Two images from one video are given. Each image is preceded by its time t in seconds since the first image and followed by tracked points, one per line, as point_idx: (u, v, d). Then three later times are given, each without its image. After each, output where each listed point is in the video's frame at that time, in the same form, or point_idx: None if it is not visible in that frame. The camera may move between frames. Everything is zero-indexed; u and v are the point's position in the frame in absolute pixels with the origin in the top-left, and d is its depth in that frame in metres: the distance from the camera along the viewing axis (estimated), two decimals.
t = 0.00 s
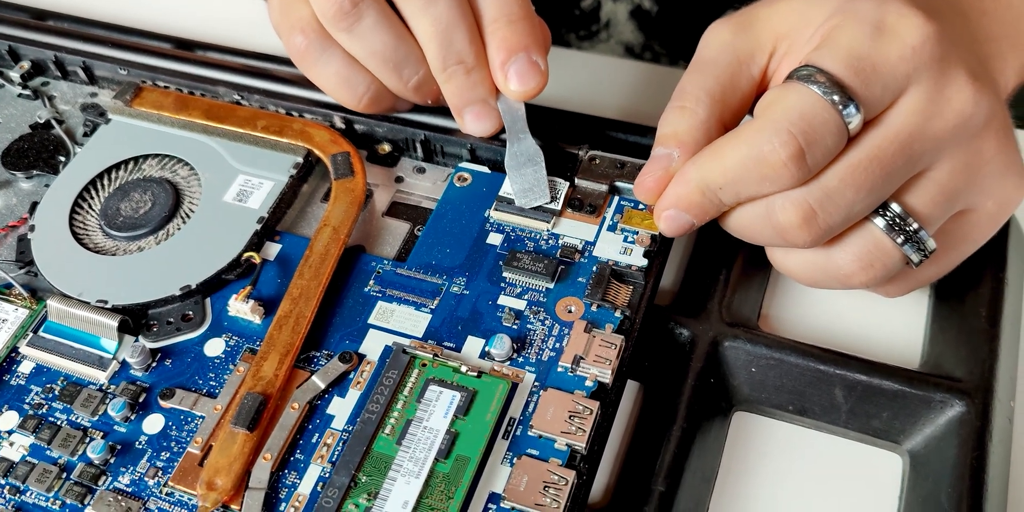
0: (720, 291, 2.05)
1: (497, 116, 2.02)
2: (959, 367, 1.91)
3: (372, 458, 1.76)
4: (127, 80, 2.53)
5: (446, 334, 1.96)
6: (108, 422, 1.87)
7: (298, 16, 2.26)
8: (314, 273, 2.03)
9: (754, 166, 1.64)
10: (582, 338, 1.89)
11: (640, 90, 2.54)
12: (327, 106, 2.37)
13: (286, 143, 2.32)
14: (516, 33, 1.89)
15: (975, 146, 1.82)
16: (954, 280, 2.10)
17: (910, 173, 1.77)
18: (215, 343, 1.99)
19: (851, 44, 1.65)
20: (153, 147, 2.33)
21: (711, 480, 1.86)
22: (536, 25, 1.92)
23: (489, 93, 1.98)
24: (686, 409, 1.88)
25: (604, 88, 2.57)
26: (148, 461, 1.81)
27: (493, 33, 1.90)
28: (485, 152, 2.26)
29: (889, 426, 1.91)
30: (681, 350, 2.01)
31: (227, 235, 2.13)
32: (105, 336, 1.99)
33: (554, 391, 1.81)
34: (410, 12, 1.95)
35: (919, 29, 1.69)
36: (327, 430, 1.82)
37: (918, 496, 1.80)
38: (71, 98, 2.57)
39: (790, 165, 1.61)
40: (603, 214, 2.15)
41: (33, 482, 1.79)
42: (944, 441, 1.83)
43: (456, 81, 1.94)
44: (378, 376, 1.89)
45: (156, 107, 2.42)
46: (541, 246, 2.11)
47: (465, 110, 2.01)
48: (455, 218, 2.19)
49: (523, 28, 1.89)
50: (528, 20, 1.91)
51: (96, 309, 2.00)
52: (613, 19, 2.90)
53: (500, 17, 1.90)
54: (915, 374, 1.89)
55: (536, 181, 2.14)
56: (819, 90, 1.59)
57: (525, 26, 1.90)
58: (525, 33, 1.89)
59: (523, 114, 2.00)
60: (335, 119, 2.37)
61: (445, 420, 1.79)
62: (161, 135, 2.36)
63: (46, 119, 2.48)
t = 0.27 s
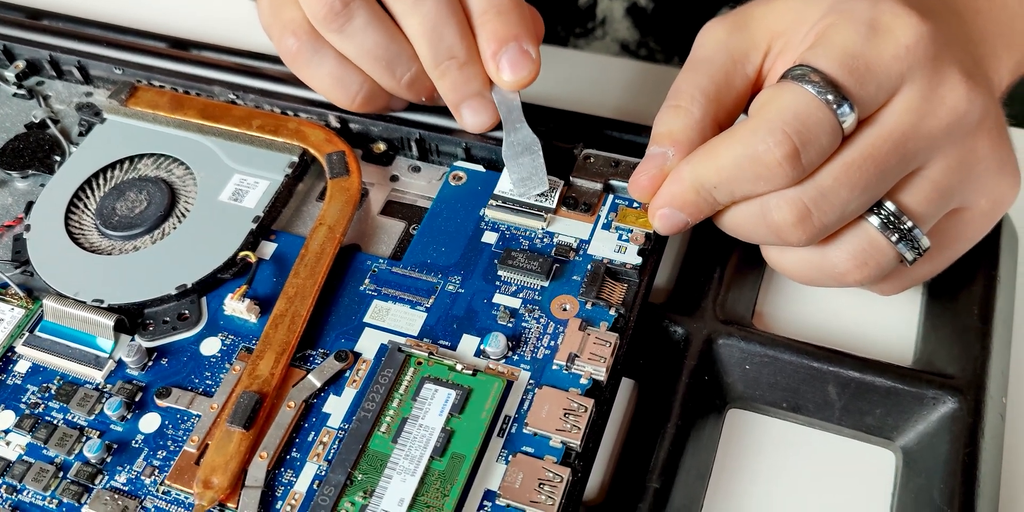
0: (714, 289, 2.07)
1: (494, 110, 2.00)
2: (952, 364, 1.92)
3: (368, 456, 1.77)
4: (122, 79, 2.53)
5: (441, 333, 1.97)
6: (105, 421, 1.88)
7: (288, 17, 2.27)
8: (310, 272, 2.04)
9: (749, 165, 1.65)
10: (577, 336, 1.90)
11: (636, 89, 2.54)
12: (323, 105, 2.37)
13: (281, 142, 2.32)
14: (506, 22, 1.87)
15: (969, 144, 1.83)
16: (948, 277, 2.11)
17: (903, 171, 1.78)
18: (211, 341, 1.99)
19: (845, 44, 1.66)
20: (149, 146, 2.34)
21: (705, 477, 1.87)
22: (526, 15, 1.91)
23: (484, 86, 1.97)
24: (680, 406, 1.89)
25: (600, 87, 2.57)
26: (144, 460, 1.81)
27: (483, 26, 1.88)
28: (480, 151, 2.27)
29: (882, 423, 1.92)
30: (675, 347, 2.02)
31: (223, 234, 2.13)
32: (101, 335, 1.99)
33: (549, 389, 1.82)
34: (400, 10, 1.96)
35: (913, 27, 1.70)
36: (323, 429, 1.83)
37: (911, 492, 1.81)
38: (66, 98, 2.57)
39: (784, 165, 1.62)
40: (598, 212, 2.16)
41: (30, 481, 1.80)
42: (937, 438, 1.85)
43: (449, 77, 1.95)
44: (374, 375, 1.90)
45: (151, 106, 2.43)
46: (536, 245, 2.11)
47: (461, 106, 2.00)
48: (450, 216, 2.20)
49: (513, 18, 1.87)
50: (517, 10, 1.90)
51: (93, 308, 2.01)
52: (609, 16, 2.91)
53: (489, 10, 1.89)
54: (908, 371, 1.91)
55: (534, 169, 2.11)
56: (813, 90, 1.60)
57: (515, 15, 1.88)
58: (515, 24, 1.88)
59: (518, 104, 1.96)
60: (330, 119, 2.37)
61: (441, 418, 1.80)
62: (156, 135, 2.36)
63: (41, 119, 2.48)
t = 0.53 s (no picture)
0: (709, 287, 2.07)
1: (488, 114, 2.06)
2: (946, 361, 1.93)
3: (364, 454, 1.77)
4: (117, 79, 2.53)
5: (437, 331, 1.97)
6: (101, 420, 1.88)
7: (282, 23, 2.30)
8: (306, 271, 2.04)
9: (744, 163, 1.65)
10: (573, 334, 1.91)
11: (632, 88, 2.55)
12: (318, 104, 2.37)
13: (277, 142, 2.32)
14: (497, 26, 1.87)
15: (963, 142, 1.84)
16: (942, 274, 2.12)
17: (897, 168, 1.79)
18: (207, 340, 2.00)
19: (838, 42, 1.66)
20: (144, 146, 2.34)
21: (700, 474, 1.88)
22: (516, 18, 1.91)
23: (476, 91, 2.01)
24: (675, 404, 1.90)
25: (596, 86, 2.58)
26: (141, 459, 1.82)
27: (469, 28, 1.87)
28: (475, 150, 2.28)
29: (876, 420, 1.93)
30: (671, 345, 2.03)
31: (219, 233, 2.13)
32: (97, 334, 1.99)
33: (544, 387, 1.83)
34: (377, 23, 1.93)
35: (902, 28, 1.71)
36: (319, 427, 1.83)
37: (905, 489, 1.82)
38: (61, 97, 2.57)
39: (780, 162, 1.62)
40: (593, 210, 2.16)
41: (26, 481, 1.80)
42: (931, 434, 1.86)
43: (443, 82, 1.98)
44: (370, 374, 1.90)
45: (147, 105, 2.43)
46: (531, 243, 2.12)
47: (455, 110, 2.05)
48: (446, 215, 2.20)
49: (507, 23, 1.87)
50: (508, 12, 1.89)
51: (89, 308, 2.01)
52: (607, 17, 2.92)
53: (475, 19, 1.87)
54: (902, 368, 1.92)
55: (527, 176, 2.15)
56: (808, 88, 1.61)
57: (509, 20, 1.88)
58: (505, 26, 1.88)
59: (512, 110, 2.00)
60: (326, 118, 2.37)
61: (436, 416, 1.81)
62: (152, 134, 2.36)
63: (37, 118, 2.48)
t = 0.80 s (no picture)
0: (705, 286, 2.08)
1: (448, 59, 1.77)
2: (940, 359, 1.94)
3: (362, 453, 1.78)
4: (114, 79, 2.53)
5: (434, 330, 1.98)
6: (99, 420, 1.88)
7: None
8: (303, 271, 2.05)
9: (746, 143, 1.64)
10: (570, 333, 1.92)
11: (628, 87, 2.55)
12: (316, 104, 2.36)
13: (274, 142, 2.33)
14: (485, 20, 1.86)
15: (957, 139, 1.84)
16: (938, 272, 2.13)
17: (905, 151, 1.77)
18: (205, 340, 2.00)
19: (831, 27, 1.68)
20: (141, 146, 2.34)
21: (697, 472, 1.89)
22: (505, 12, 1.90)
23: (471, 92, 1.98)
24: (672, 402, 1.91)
25: (593, 85, 2.58)
26: (139, 458, 1.82)
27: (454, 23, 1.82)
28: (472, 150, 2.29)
29: (872, 418, 1.94)
30: (667, 344, 2.04)
31: (216, 233, 2.14)
32: (96, 334, 2.00)
33: (541, 386, 1.83)
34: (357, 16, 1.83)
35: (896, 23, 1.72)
36: (317, 426, 1.84)
37: (900, 486, 1.83)
38: (58, 97, 2.57)
39: (783, 139, 1.61)
40: (590, 210, 2.17)
41: (24, 481, 1.80)
42: (926, 432, 1.86)
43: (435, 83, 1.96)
44: (368, 373, 1.91)
45: (144, 106, 2.43)
46: (528, 242, 2.13)
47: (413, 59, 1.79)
48: (443, 215, 2.21)
49: None
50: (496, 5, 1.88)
51: (86, 308, 2.01)
52: (603, 17, 2.92)
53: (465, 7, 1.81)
54: (897, 366, 1.93)
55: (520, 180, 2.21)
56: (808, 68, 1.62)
57: None
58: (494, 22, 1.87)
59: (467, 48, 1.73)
60: (323, 118, 2.37)
61: (434, 415, 1.81)
62: (149, 135, 2.36)
63: (34, 118, 2.48)
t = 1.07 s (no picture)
0: (701, 285, 2.09)
1: None
2: (933, 358, 1.95)
3: (358, 453, 1.79)
4: (111, 80, 2.54)
5: (430, 330, 1.99)
6: (96, 420, 1.89)
7: None
8: (299, 271, 2.05)
9: (644, 163, 1.47)
10: (565, 333, 1.93)
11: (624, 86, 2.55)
12: (312, 105, 2.38)
13: (271, 142, 2.33)
14: None
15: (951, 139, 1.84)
16: (931, 270, 2.14)
17: (862, 87, 1.42)
18: (202, 340, 2.01)
19: None
20: (138, 147, 2.34)
21: (692, 470, 1.90)
22: None
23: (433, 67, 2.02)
24: (667, 401, 1.91)
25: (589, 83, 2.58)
26: (136, 459, 1.83)
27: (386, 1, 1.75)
28: (468, 150, 2.30)
29: (866, 416, 1.95)
30: (662, 343, 2.05)
31: (212, 234, 2.14)
32: (92, 335, 2.00)
33: (537, 385, 1.84)
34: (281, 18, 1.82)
35: None
36: (314, 426, 1.85)
37: (894, 484, 1.84)
38: (55, 98, 2.57)
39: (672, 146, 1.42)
40: (585, 210, 2.17)
41: (22, 481, 1.81)
42: (919, 430, 1.87)
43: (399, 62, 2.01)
44: (364, 373, 1.92)
45: (140, 107, 2.44)
46: (524, 243, 2.14)
47: None
48: (439, 215, 2.22)
49: None
50: None
51: (83, 309, 2.02)
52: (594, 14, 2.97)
53: None
54: (891, 365, 1.94)
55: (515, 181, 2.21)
56: None
57: None
58: None
59: None
60: (319, 119, 2.38)
61: (430, 415, 1.82)
62: (146, 136, 2.37)
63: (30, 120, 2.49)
